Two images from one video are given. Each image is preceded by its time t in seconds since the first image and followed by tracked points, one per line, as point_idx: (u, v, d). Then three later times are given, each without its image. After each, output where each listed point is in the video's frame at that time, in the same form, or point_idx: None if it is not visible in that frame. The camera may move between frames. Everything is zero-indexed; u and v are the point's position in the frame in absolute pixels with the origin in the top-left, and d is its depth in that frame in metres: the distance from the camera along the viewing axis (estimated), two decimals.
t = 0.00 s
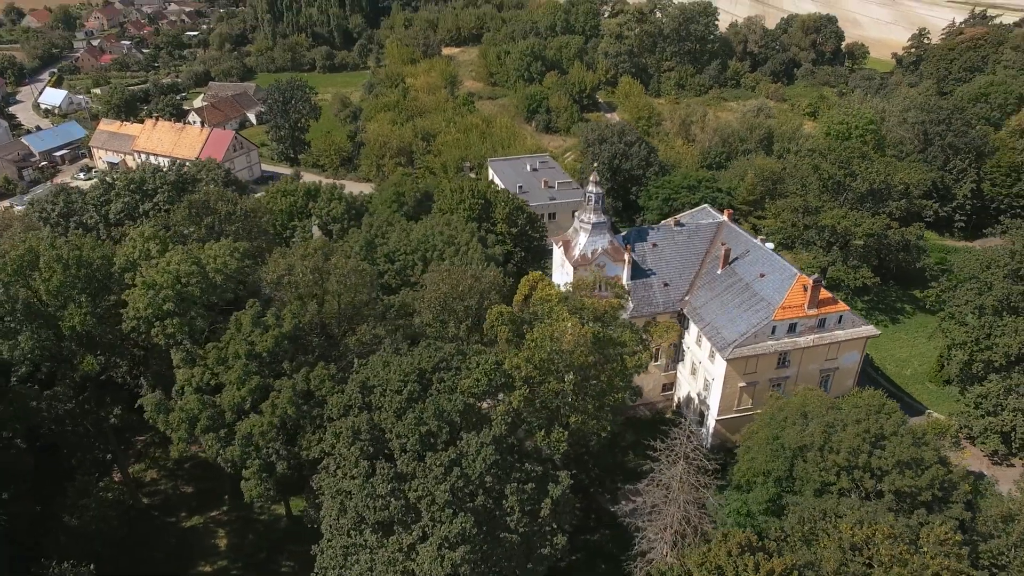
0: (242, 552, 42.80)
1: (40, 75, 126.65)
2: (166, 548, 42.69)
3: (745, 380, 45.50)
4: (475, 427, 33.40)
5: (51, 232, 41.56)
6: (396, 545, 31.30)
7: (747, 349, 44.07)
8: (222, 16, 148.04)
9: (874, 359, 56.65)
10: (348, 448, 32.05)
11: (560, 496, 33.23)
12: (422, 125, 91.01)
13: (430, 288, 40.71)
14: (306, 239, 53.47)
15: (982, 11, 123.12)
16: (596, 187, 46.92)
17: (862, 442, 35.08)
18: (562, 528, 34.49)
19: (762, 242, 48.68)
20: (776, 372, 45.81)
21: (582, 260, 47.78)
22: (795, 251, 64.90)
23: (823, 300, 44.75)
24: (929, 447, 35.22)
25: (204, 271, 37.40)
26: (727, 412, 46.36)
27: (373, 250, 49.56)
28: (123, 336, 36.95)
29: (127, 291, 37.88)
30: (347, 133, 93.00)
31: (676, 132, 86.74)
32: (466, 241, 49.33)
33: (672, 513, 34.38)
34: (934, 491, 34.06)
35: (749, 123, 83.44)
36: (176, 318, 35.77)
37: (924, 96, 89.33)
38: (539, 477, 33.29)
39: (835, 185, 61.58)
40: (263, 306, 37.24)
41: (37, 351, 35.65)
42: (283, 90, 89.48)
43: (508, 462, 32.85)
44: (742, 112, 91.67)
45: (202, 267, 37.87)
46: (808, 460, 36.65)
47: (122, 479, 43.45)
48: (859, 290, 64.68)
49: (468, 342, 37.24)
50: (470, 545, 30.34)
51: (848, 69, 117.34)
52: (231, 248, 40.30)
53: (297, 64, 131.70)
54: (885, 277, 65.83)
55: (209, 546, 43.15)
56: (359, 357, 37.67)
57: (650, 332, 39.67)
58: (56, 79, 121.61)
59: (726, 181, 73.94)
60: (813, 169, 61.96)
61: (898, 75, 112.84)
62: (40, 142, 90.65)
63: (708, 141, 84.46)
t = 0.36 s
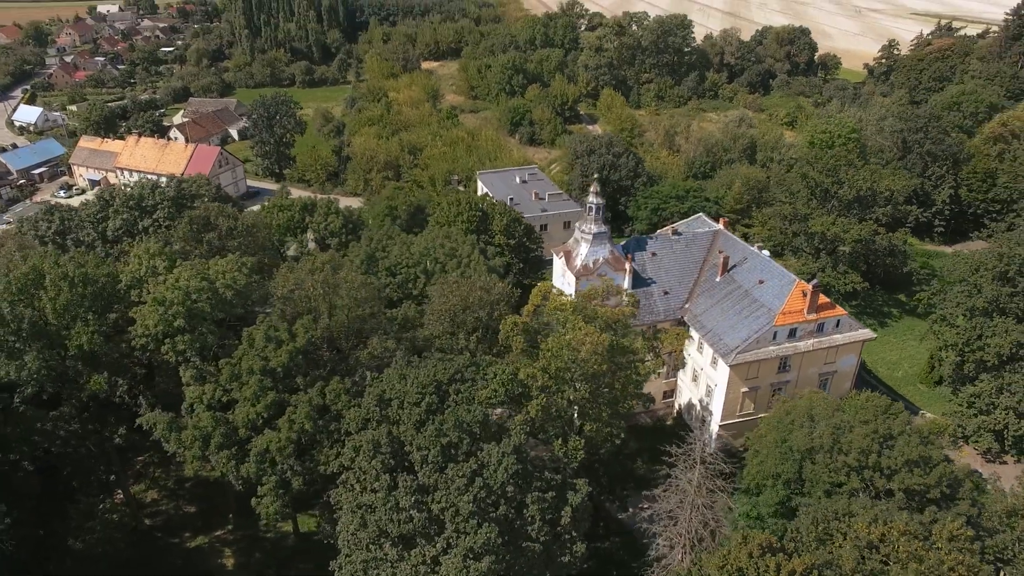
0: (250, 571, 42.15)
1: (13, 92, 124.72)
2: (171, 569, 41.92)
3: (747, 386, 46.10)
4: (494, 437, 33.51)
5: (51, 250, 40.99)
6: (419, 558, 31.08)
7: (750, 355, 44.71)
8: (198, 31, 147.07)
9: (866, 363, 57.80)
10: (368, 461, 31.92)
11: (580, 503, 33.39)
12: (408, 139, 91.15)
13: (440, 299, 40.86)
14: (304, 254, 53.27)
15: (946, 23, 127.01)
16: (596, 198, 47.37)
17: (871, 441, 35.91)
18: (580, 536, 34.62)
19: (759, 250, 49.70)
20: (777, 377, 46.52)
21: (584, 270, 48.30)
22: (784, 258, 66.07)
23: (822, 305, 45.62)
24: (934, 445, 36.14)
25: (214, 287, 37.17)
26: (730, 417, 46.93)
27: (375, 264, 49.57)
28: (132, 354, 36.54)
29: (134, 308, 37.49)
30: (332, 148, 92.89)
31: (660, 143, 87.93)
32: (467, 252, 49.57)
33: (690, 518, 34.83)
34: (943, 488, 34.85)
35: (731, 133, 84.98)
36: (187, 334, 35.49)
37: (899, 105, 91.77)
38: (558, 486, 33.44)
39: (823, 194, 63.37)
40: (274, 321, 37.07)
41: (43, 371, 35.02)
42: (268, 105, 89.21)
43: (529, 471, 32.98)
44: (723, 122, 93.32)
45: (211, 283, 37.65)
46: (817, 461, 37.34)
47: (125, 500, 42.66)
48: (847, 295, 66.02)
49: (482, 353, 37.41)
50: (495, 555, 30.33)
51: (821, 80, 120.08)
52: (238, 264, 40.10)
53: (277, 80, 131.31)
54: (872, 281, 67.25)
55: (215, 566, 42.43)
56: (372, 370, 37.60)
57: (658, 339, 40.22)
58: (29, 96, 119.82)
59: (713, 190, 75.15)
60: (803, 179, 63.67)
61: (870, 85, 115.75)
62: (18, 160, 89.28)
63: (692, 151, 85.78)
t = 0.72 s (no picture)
0: None
1: None
2: None
3: (755, 392, 46.53)
4: (516, 448, 33.65)
5: (59, 267, 40.56)
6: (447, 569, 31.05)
7: (757, 361, 45.21)
8: (180, 47, 146.34)
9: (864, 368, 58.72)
10: (394, 474, 31.90)
11: (602, 513, 33.54)
12: (400, 152, 91.28)
13: (455, 313, 41.01)
14: (308, 268, 53.15)
15: (922, 35, 130.11)
16: (603, 210, 47.73)
17: (884, 444, 36.56)
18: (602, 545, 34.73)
19: (761, 259, 50.49)
20: (783, 384, 47.06)
21: (591, 281, 48.70)
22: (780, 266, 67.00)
23: (826, 311, 46.33)
24: (945, 446, 36.84)
25: (229, 303, 37.06)
26: (738, 424, 47.31)
27: (382, 277, 49.56)
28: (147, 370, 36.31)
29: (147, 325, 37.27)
30: (323, 161, 92.82)
31: (651, 155, 88.92)
32: (474, 266, 49.73)
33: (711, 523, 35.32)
34: (956, 489, 35.51)
35: (721, 144, 86.23)
36: (204, 350, 35.34)
37: (882, 116, 93.76)
38: (581, 496, 33.61)
39: (817, 203, 64.61)
40: (291, 336, 36.91)
41: (57, 389, 34.60)
42: (259, 120, 89.03)
43: (553, 481, 33.17)
44: (712, 133, 94.62)
45: (226, 299, 37.51)
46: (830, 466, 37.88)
47: (134, 519, 42.03)
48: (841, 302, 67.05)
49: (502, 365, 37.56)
50: (524, 565, 30.35)
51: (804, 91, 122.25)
52: (251, 279, 39.99)
53: (262, 94, 130.98)
54: (865, 288, 68.36)
55: None
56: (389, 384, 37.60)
57: (670, 348, 40.70)
58: (10, 112, 118.40)
59: (706, 200, 76.16)
60: (799, 188, 64.86)
61: (851, 95, 118.09)
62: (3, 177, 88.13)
63: (682, 163, 86.82)
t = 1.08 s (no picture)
0: None
1: None
2: None
3: (765, 400, 46.79)
4: (541, 458, 33.68)
5: (70, 283, 40.14)
6: None
7: (768, 369, 45.56)
8: (166, 61, 145.65)
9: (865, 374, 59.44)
10: (421, 486, 31.80)
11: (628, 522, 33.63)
12: (395, 165, 91.30)
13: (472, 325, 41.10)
14: (315, 282, 52.99)
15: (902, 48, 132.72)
16: (611, 221, 48.03)
17: (900, 448, 37.03)
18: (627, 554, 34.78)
19: (767, 268, 51.16)
20: (792, 391, 47.39)
21: (601, 292, 49.02)
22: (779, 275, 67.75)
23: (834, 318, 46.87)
24: (959, 449, 37.43)
25: (247, 318, 36.87)
26: (748, 432, 47.53)
27: (391, 290, 49.50)
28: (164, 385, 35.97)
29: (163, 340, 36.93)
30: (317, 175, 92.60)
31: (645, 167, 89.75)
32: (483, 278, 49.84)
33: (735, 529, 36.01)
34: (971, 492, 36.05)
35: (715, 155, 87.28)
36: (224, 365, 35.08)
37: (870, 126, 95.49)
38: (606, 506, 33.68)
39: (815, 212, 65.62)
40: (310, 350, 36.75)
41: (75, 406, 34.08)
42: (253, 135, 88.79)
43: (578, 491, 33.23)
44: (704, 145, 95.74)
45: (243, 314, 37.30)
46: (846, 471, 38.29)
47: (146, 539, 41.34)
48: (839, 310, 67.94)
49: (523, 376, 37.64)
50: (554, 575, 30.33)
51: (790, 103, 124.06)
52: (266, 293, 39.82)
53: (251, 109, 130.64)
54: (862, 296, 69.32)
55: None
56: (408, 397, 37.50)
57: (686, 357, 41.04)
58: None
59: (703, 210, 77.00)
60: (797, 198, 65.84)
61: (836, 106, 120.02)
62: None
63: (677, 174, 87.73)
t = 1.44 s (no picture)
0: None
1: None
2: None
3: (770, 406, 47.22)
4: (562, 468, 33.81)
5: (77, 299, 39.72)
6: None
7: (772, 375, 46.12)
8: (147, 76, 144.60)
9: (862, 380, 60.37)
10: (445, 498, 31.75)
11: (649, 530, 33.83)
12: (386, 178, 91.38)
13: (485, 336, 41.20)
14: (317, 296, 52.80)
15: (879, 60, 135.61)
16: (615, 231, 48.41)
17: (909, 450, 37.71)
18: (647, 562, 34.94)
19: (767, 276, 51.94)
20: (796, 396, 47.90)
21: (606, 301, 49.43)
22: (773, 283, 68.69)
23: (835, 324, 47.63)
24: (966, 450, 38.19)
25: (262, 332, 36.74)
26: (754, 438, 47.88)
27: (397, 303, 49.48)
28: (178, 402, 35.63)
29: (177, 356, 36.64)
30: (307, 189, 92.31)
31: (635, 178, 90.64)
32: (489, 290, 50.03)
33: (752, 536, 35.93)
34: (981, 492, 36.77)
35: (703, 166, 88.51)
36: (241, 380, 34.88)
37: (853, 136, 97.39)
38: (627, 514, 33.86)
39: (808, 221, 66.79)
40: (326, 364, 36.66)
41: (89, 424, 33.62)
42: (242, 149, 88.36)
43: (600, 499, 33.39)
44: (691, 156, 97.01)
45: (258, 328, 37.15)
46: (857, 474, 38.85)
47: (155, 558, 40.74)
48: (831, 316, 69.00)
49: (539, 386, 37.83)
50: None
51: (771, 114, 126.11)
52: (278, 308, 39.70)
53: (235, 123, 130.00)
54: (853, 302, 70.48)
55: None
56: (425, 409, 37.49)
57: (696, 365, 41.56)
58: None
59: (695, 220, 77.96)
60: (789, 207, 67.02)
61: (817, 117, 122.23)
62: None
63: (666, 184, 88.77)
